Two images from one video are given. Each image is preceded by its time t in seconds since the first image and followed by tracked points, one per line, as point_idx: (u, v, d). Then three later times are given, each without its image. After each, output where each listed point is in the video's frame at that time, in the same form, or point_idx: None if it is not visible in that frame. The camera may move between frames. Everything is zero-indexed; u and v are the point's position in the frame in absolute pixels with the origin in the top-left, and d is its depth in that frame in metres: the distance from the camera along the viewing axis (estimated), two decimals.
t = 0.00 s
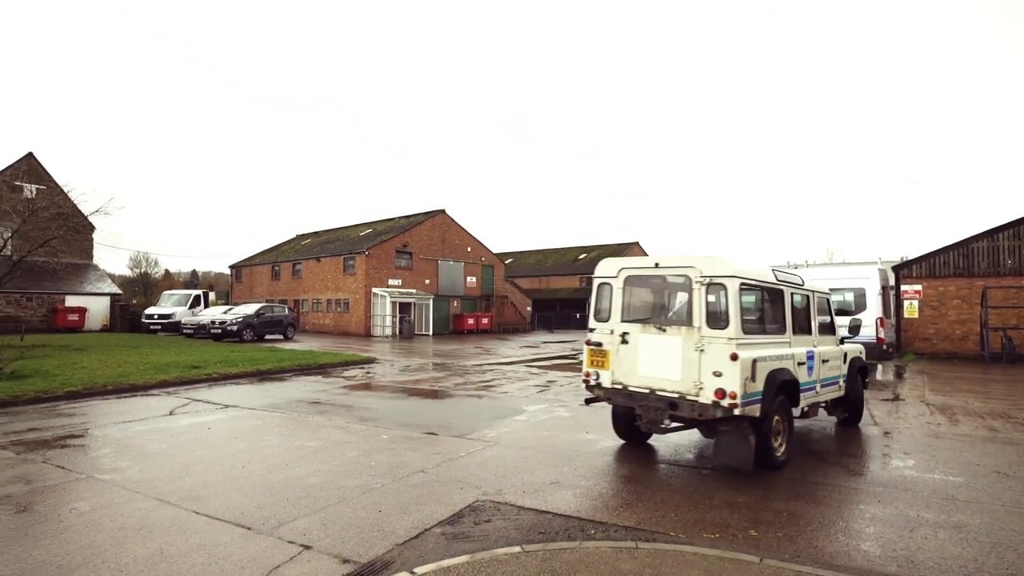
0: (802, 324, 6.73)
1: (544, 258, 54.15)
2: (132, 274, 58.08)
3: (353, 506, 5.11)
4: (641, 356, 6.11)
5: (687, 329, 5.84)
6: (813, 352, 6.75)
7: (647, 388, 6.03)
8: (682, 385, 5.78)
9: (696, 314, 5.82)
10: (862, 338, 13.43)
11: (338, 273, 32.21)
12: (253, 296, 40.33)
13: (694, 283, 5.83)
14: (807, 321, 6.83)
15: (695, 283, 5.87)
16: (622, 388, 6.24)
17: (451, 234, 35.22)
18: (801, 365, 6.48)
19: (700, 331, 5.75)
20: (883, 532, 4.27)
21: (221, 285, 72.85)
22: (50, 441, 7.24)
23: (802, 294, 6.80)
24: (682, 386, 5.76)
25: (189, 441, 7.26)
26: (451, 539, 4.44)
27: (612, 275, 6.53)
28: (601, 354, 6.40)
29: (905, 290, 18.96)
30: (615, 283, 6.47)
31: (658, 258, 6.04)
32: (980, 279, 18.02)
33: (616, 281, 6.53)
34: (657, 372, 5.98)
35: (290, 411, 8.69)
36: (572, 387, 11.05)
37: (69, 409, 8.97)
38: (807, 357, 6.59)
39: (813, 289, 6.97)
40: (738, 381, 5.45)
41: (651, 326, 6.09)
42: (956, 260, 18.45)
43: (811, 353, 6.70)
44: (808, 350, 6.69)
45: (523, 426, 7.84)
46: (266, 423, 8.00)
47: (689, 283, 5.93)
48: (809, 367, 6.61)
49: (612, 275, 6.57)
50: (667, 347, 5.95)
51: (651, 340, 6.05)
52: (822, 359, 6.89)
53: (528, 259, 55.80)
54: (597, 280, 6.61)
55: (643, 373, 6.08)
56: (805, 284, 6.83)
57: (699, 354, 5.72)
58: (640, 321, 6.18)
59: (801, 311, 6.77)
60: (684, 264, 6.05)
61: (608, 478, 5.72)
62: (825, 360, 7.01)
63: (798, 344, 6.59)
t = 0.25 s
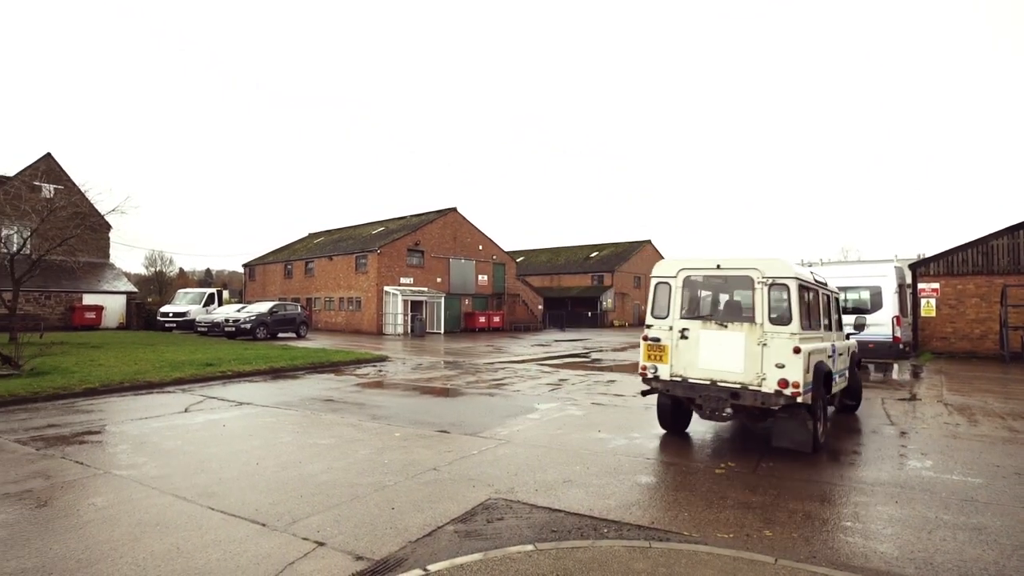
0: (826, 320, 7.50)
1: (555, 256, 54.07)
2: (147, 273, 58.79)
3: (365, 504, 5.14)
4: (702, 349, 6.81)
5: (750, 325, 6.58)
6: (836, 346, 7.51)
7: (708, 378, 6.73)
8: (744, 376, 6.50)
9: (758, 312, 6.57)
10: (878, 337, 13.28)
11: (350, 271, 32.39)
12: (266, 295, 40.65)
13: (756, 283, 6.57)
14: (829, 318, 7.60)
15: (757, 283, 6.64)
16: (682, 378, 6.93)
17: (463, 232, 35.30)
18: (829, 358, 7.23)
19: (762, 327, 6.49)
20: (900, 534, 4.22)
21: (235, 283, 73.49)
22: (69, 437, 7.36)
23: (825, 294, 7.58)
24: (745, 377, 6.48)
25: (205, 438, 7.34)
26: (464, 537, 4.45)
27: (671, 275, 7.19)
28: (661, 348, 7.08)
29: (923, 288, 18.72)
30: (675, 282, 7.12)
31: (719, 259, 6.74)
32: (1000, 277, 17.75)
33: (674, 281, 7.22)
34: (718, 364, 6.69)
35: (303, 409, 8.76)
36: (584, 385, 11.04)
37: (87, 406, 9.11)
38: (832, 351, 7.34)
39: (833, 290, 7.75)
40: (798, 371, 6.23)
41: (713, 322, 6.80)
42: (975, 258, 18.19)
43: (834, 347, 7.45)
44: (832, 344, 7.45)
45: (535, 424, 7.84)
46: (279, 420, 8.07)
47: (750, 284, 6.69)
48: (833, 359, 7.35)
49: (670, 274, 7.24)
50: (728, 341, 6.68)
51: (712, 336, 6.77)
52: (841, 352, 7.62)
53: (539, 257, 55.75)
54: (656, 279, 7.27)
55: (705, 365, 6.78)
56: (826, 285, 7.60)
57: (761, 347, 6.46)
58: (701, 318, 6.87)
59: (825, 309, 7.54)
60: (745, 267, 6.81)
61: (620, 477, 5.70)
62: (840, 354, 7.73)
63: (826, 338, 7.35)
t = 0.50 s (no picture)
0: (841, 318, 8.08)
1: (563, 256, 54.01)
2: (156, 273, 59.29)
3: (373, 503, 5.15)
4: (742, 347, 7.22)
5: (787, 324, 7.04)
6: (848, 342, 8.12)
7: (747, 374, 7.17)
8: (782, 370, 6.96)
9: (797, 312, 7.03)
10: (887, 338, 13.20)
11: (358, 271, 32.49)
12: (274, 295, 40.84)
13: (794, 285, 7.02)
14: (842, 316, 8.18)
15: (794, 285, 7.09)
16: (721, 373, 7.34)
17: (471, 233, 35.35)
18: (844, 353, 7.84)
19: (800, 327, 6.95)
20: (911, 537, 4.18)
21: (243, 283, 73.87)
22: (79, 436, 7.41)
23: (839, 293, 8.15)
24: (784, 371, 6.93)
25: (214, 437, 7.38)
26: (472, 537, 4.45)
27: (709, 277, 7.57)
28: (700, 346, 7.46)
29: (933, 289, 18.58)
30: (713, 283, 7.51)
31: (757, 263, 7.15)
32: (1012, 278, 17.57)
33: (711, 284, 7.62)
34: (756, 361, 7.13)
35: (311, 408, 8.79)
36: (592, 386, 11.01)
37: (97, 405, 9.18)
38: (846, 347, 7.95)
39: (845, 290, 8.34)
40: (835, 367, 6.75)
41: (751, 321, 7.24)
42: (986, 258, 18.03)
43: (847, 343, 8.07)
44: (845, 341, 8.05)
45: (543, 425, 7.82)
46: (288, 420, 8.10)
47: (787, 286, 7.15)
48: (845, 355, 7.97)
49: (709, 277, 7.63)
50: (766, 339, 7.13)
51: (751, 334, 7.19)
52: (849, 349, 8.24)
53: (546, 258, 55.70)
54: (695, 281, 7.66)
55: (743, 362, 7.22)
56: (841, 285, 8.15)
57: (799, 345, 6.92)
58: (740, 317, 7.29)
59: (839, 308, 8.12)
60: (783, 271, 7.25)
61: (628, 478, 5.68)
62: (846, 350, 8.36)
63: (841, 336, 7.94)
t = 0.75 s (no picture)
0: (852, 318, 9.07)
1: (574, 256, 53.91)
2: (170, 272, 59.93)
3: (385, 502, 5.18)
4: (774, 343, 8.14)
5: (815, 323, 7.95)
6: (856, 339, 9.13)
7: (779, 367, 8.10)
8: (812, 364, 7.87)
9: (823, 311, 7.97)
10: (903, 339, 13.06)
11: (369, 271, 32.64)
12: (286, 294, 41.12)
13: (823, 289, 7.85)
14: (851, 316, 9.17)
15: (822, 289, 7.97)
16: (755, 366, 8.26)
17: (482, 232, 35.41)
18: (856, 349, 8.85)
19: (826, 325, 7.87)
20: (928, 540, 4.13)
21: (255, 283, 74.42)
22: (96, 433, 7.51)
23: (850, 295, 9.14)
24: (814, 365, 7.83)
25: (227, 435, 7.44)
26: (484, 536, 4.45)
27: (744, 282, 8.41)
28: (736, 342, 8.36)
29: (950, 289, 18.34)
30: (747, 287, 8.34)
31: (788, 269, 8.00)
32: None
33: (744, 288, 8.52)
34: (788, 356, 8.03)
35: (323, 407, 8.84)
36: (604, 386, 10.99)
37: (112, 402, 9.29)
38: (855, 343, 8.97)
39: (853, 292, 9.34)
40: (857, 360, 7.72)
41: (782, 321, 8.13)
42: (1005, 258, 17.77)
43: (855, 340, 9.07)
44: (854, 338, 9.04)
45: (555, 424, 7.82)
46: (300, 418, 8.15)
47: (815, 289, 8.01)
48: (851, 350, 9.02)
49: (744, 280, 8.57)
50: (796, 336, 8.05)
51: (782, 332, 8.11)
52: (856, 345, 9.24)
53: (557, 258, 55.63)
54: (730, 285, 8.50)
55: (776, 356, 8.14)
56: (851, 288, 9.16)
57: (826, 341, 7.86)
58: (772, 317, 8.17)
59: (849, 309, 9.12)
60: (810, 275, 8.13)
61: (640, 479, 5.66)
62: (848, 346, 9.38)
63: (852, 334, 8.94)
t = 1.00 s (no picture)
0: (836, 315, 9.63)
1: (586, 257, 53.79)
2: (186, 272, 60.67)
3: (398, 502, 5.19)
4: (796, 343, 8.31)
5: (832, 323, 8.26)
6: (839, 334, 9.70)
7: (801, 365, 8.27)
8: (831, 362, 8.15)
9: (841, 312, 8.28)
10: (921, 341, 12.89)
11: (382, 271, 32.79)
12: (299, 295, 41.43)
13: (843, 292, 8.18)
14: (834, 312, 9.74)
15: (839, 291, 8.31)
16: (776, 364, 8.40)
17: (494, 233, 35.45)
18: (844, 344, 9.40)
19: (844, 326, 8.18)
20: (949, 547, 4.06)
21: (270, 284, 75.17)
22: (114, 431, 7.61)
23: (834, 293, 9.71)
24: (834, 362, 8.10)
25: (242, 434, 7.51)
26: (497, 537, 4.45)
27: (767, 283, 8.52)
28: (758, 341, 8.45)
29: (970, 291, 18.04)
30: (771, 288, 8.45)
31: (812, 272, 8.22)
32: None
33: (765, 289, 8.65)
34: (809, 354, 8.24)
35: (336, 407, 8.89)
36: (617, 387, 10.94)
37: (130, 401, 9.41)
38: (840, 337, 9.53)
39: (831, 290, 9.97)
40: (870, 357, 8.11)
41: (802, 320, 8.34)
42: None
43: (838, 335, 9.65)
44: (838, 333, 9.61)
45: (568, 426, 7.80)
46: (314, 418, 8.20)
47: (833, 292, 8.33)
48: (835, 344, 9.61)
49: (766, 283, 8.65)
50: (814, 335, 8.29)
51: (803, 331, 8.32)
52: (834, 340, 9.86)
53: (570, 258, 55.54)
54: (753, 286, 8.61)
55: (796, 354, 8.33)
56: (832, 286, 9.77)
57: (843, 340, 8.18)
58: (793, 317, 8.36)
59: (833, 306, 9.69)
60: (827, 279, 8.47)
61: (653, 481, 5.62)
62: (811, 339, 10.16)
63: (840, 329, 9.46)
